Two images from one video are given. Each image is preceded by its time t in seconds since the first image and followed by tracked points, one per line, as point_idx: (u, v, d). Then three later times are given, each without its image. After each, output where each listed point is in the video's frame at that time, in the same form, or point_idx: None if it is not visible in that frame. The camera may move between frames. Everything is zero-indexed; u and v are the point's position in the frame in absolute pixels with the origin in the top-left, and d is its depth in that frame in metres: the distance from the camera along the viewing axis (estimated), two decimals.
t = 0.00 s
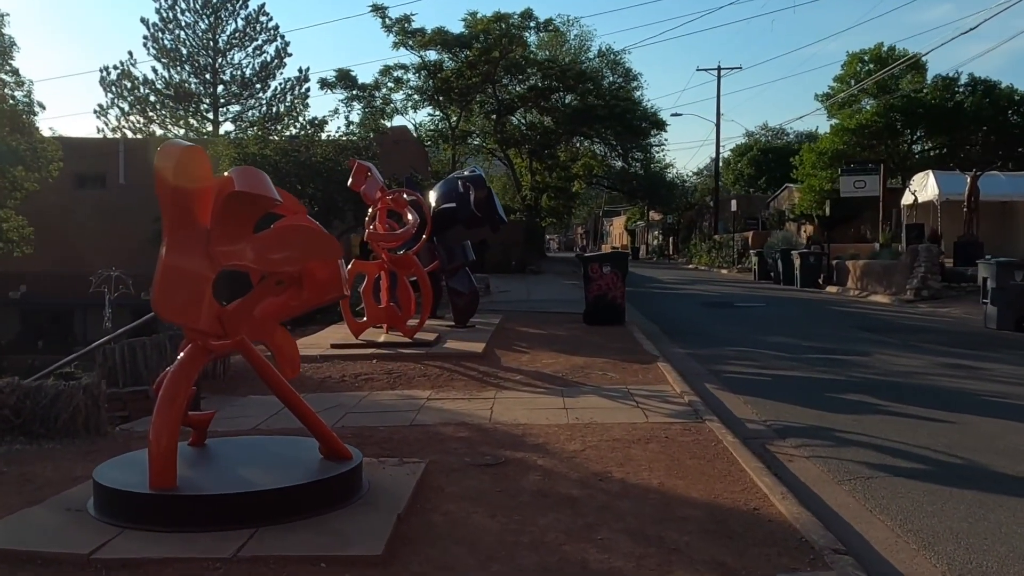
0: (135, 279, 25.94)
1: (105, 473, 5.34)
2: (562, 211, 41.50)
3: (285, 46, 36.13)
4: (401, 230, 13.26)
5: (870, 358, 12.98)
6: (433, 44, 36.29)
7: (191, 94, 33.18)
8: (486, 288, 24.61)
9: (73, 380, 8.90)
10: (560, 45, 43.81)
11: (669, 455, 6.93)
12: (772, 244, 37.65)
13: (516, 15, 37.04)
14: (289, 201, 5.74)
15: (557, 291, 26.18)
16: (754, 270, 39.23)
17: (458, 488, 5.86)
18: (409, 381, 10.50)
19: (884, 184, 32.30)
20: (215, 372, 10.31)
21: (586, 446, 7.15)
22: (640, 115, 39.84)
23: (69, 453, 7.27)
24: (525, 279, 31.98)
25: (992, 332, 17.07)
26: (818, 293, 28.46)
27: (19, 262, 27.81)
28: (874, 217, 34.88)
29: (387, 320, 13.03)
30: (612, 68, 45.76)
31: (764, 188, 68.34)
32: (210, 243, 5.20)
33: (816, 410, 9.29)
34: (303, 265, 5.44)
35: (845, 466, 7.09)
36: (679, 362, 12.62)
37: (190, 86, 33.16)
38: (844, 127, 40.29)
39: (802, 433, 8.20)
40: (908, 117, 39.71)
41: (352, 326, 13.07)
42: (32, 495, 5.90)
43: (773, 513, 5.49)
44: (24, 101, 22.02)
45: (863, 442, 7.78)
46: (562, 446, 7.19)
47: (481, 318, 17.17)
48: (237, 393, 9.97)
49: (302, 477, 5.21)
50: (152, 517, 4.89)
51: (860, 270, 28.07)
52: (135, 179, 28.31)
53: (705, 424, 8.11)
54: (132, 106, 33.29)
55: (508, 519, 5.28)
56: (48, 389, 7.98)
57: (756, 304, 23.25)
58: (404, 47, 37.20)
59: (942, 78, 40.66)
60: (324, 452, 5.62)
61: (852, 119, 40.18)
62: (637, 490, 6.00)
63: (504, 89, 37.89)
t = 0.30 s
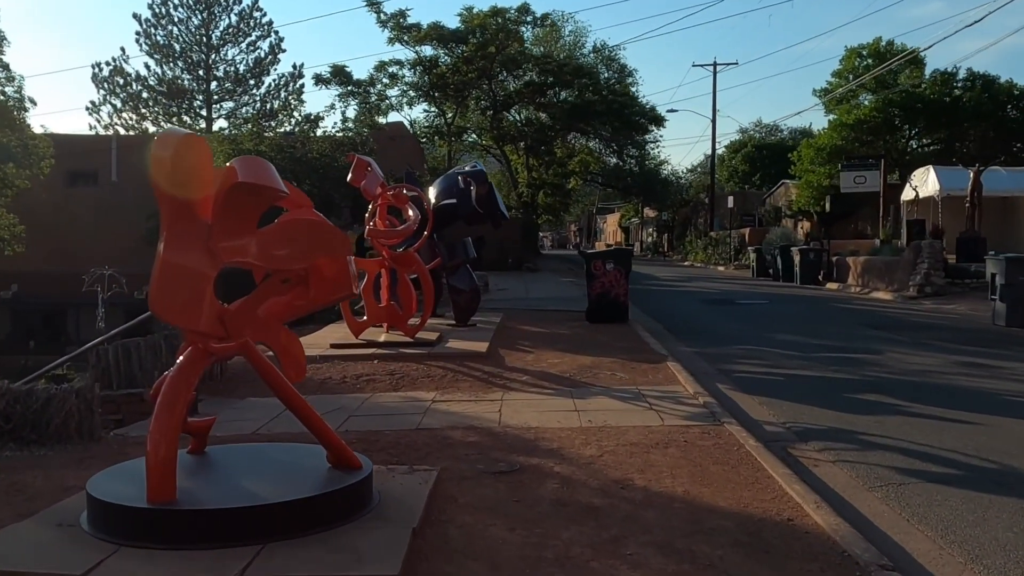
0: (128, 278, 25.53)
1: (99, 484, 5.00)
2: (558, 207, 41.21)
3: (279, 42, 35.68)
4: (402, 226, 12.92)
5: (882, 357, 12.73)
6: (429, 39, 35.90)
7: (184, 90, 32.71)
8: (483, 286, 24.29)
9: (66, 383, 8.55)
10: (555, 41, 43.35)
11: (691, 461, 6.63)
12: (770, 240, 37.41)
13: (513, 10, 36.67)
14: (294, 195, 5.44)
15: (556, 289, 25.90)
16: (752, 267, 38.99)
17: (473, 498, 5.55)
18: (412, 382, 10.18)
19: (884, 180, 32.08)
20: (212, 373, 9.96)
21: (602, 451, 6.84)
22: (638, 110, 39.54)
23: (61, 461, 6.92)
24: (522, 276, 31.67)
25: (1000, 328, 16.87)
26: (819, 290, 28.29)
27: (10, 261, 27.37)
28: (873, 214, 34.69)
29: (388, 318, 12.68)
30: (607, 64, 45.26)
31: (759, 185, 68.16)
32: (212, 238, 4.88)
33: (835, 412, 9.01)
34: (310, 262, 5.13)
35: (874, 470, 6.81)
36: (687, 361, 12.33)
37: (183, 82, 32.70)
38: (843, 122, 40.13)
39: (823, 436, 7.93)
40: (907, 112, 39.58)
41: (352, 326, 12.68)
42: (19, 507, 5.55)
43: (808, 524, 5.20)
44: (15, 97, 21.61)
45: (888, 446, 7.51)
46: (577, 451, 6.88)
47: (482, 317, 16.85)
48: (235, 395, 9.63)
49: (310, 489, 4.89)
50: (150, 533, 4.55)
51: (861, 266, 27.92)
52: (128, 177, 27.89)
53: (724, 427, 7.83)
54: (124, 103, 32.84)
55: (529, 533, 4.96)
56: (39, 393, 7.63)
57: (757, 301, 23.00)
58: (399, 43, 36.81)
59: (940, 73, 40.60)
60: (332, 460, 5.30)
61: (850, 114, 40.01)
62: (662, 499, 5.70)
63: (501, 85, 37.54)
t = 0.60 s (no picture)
0: (118, 276, 25.10)
1: (88, 499, 4.67)
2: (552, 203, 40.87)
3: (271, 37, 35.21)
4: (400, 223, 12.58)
5: (892, 356, 12.49)
6: (423, 34, 35.29)
7: (174, 86, 32.22)
8: (479, 283, 23.96)
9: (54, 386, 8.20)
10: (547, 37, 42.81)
11: (712, 467, 6.33)
12: (767, 236, 37.16)
13: (507, 5, 36.26)
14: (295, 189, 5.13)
15: (552, 286, 25.58)
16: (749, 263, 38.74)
17: (487, 510, 5.23)
18: (414, 384, 9.84)
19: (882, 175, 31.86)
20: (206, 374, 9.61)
21: (619, 457, 6.53)
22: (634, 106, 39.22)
23: (48, 471, 6.56)
24: (517, 273, 31.35)
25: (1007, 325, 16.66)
26: (817, 286, 28.16)
27: None
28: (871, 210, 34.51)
29: (387, 318, 12.33)
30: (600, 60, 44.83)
31: (752, 181, 67.85)
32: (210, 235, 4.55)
33: (853, 413, 8.74)
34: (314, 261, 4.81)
35: (902, 476, 6.54)
36: (694, 361, 12.04)
37: (173, 78, 32.21)
38: (839, 118, 39.93)
39: (845, 440, 7.64)
40: (902, 107, 39.46)
41: (350, 327, 12.20)
42: (2, 522, 5.20)
43: (844, 537, 4.92)
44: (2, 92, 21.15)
45: (914, 450, 7.23)
46: (593, 457, 6.57)
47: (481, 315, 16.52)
48: (231, 398, 9.29)
49: (315, 503, 4.58)
50: (144, 553, 4.23)
51: (860, 262, 27.78)
52: (117, 174, 27.42)
53: (742, 430, 7.54)
54: (114, 99, 32.34)
55: (550, 548, 4.66)
56: (26, 398, 7.29)
57: (758, 298, 22.74)
58: (392, 38, 36.39)
59: (936, 68, 40.69)
60: (339, 472, 4.99)
61: (847, 110, 39.79)
62: (687, 509, 5.41)
63: (495, 81, 37.18)
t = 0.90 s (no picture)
0: (105, 275, 24.60)
1: (71, 520, 4.33)
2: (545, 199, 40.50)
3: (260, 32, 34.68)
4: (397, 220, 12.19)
5: (901, 355, 12.22)
6: (414, 29, 34.91)
7: (162, 81, 31.66)
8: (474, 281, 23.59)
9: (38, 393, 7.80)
10: (538, 33, 42.49)
11: (733, 477, 6.02)
12: (762, 233, 36.88)
13: None
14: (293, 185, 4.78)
15: (548, 284, 25.21)
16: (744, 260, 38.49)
17: (500, 527, 4.89)
18: (414, 387, 9.48)
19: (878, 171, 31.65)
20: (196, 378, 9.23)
21: (634, 466, 6.19)
22: (628, 102, 38.91)
23: (30, 485, 6.16)
24: (512, 271, 31.03)
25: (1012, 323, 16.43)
26: (815, 283, 27.93)
27: None
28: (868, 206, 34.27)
29: (384, 317, 11.81)
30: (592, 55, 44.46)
31: (743, 177, 67.60)
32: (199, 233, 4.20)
33: (870, 417, 8.44)
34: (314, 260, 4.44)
35: (931, 485, 6.26)
36: (700, 361, 11.73)
37: (161, 74, 31.66)
38: (833, 114, 39.69)
39: (866, 447, 7.34)
40: (896, 103, 39.30)
41: (346, 327, 11.77)
42: None
43: (883, 555, 4.62)
44: None
45: (940, 458, 6.92)
46: (606, 466, 6.24)
47: (478, 314, 16.15)
48: (222, 403, 8.91)
49: (316, 524, 4.23)
50: None
51: (858, 259, 27.57)
52: (105, 170, 26.92)
53: (759, 434, 7.23)
54: (101, 95, 31.78)
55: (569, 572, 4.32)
56: (7, 405, 6.91)
57: (757, 296, 22.44)
58: (383, 33, 35.95)
59: (929, 63, 40.53)
60: (342, 488, 4.63)
61: (841, 105, 39.55)
62: (712, 524, 5.08)
63: (487, 76, 36.76)
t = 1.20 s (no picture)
0: (89, 275, 24.09)
1: (40, 552, 3.93)
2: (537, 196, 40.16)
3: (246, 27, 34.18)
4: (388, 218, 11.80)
5: (907, 356, 11.94)
6: (403, 24, 34.49)
7: (147, 77, 31.14)
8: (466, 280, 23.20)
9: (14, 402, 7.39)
10: (528, 29, 42.10)
11: (752, 491, 5.69)
12: (755, 230, 36.62)
13: None
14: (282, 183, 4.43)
15: (541, 282, 24.85)
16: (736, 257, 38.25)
17: (508, 552, 4.53)
18: (408, 393, 9.10)
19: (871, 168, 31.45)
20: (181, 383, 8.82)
21: (646, 481, 5.84)
22: (619, 97, 38.62)
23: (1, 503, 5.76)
24: (503, 269, 30.66)
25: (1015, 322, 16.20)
26: (810, 280, 27.72)
27: None
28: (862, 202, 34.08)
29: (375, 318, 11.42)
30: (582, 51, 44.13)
31: (733, 174, 67.36)
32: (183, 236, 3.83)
33: (883, 422, 8.14)
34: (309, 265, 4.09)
35: (957, 498, 5.99)
36: (702, 363, 11.40)
37: (146, 69, 31.14)
38: (826, 109, 39.48)
39: (885, 457, 7.03)
40: (889, 99, 39.14)
41: (336, 329, 11.40)
42: None
43: None
44: None
45: (963, 469, 6.63)
46: (616, 479, 5.90)
47: (472, 314, 15.79)
48: (209, 410, 8.52)
49: (310, 553, 3.88)
50: None
51: (853, 256, 27.38)
52: (88, 168, 26.40)
53: (773, 443, 6.92)
54: (85, 91, 31.23)
55: None
56: None
57: (753, 294, 22.11)
58: (372, 28, 35.51)
59: (922, 59, 40.43)
60: (337, 511, 4.29)
61: (833, 101, 39.34)
62: (734, 545, 4.76)
63: (477, 72, 36.36)
